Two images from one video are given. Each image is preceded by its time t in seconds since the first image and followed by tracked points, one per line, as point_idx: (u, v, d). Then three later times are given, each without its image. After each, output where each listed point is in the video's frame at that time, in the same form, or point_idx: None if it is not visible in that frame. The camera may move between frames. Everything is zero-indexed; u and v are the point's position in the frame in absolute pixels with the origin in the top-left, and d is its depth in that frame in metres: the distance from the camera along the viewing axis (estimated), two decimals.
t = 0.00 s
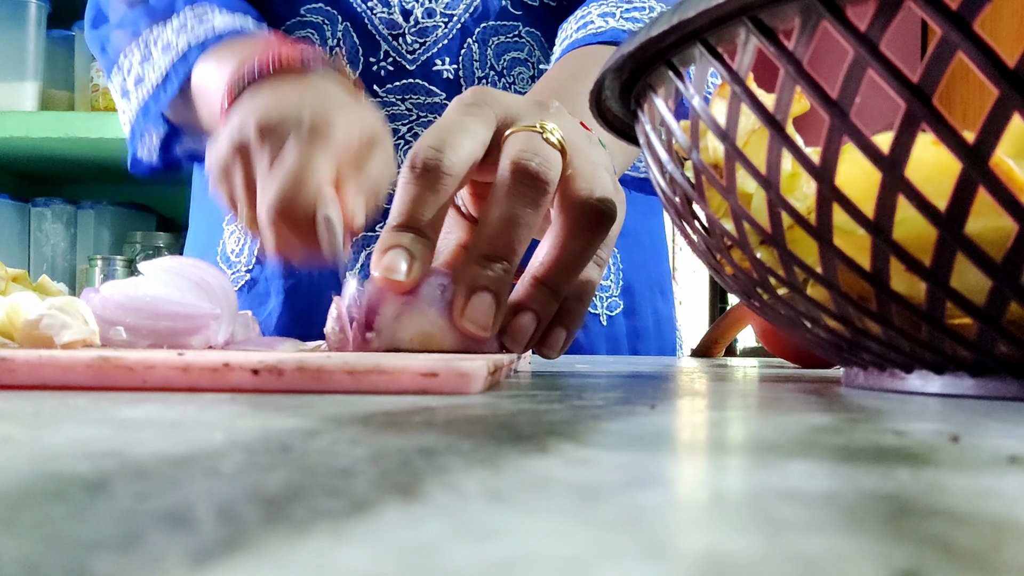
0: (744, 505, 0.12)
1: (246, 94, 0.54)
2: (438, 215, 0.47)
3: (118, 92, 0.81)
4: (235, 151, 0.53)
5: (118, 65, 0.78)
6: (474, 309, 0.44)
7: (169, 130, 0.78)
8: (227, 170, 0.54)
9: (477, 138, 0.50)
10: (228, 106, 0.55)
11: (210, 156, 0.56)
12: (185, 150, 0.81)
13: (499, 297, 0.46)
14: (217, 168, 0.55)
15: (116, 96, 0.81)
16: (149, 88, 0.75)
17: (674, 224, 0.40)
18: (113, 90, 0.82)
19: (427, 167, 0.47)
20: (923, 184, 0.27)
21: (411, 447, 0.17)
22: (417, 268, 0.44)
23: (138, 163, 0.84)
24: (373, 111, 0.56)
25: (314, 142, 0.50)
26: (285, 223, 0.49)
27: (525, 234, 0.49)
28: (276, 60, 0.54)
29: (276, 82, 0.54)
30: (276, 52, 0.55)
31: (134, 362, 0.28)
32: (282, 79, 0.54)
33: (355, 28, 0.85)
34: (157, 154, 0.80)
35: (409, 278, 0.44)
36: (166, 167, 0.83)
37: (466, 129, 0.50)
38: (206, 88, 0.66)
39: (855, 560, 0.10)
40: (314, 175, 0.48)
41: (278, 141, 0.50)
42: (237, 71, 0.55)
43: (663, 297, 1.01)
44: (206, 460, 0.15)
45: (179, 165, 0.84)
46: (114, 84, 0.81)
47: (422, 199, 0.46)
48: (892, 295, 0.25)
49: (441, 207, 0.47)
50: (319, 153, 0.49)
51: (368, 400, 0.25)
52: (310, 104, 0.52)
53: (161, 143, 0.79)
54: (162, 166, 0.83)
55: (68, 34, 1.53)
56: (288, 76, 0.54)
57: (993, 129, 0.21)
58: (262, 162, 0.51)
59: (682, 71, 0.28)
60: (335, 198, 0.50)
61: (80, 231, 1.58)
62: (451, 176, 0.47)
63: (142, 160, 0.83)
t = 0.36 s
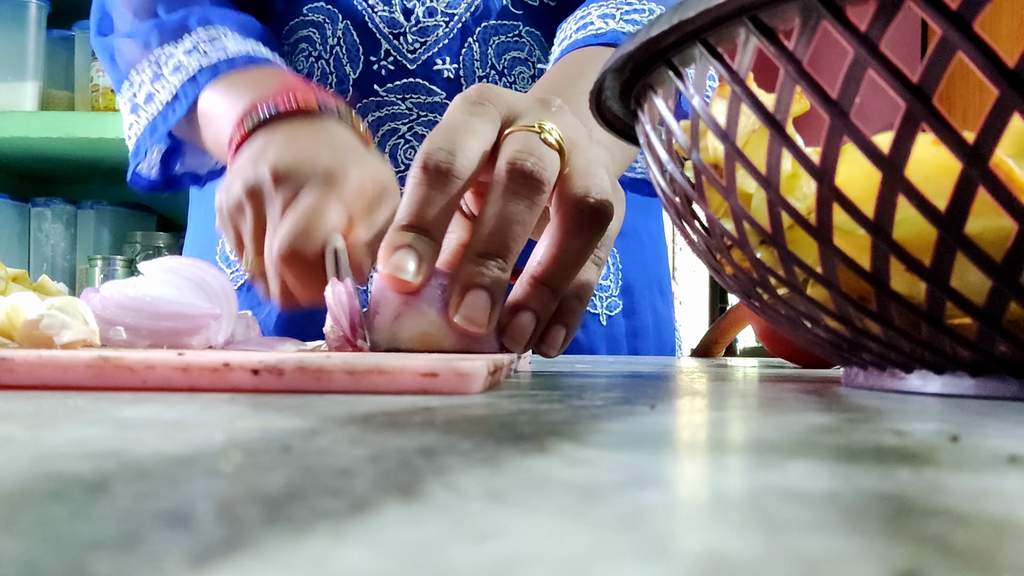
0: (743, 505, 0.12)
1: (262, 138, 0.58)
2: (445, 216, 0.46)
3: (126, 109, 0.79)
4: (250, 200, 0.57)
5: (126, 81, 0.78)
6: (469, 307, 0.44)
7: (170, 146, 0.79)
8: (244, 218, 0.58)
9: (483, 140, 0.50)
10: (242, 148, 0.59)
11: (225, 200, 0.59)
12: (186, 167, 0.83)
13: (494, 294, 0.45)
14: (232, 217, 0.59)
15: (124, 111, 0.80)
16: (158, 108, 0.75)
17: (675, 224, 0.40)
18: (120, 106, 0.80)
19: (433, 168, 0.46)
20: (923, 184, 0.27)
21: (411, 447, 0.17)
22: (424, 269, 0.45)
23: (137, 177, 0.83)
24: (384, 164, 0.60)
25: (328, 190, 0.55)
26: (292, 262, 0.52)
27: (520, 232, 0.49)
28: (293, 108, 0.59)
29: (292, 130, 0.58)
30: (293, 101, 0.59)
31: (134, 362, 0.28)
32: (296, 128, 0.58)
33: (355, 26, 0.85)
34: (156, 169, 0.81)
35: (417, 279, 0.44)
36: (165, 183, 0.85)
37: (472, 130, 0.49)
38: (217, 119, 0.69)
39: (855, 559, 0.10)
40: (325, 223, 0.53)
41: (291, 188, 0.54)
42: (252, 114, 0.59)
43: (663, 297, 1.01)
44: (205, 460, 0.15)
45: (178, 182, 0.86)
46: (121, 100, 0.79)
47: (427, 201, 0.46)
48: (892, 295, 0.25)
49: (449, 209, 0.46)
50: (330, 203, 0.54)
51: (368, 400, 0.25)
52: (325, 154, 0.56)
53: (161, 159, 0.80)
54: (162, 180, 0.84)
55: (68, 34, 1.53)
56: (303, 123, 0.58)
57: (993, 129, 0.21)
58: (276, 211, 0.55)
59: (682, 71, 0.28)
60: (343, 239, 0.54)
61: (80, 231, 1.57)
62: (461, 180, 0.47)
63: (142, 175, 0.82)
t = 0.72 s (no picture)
0: (743, 504, 0.12)
1: (281, 145, 0.61)
2: (453, 216, 0.47)
3: (134, 111, 0.77)
4: (263, 206, 0.59)
5: (136, 83, 0.76)
6: (469, 308, 0.44)
7: (177, 149, 0.81)
8: (257, 223, 0.61)
9: (489, 139, 0.50)
10: (259, 152, 0.62)
11: (236, 204, 0.62)
12: (191, 172, 0.84)
13: (493, 293, 0.45)
14: (246, 219, 0.62)
15: (133, 113, 0.77)
16: (169, 109, 0.73)
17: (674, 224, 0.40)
18: (129, 109, 0.78)
19: (443, 168, 0.47)
20: (923, 184, 0.27)
21: (411, 447, 0.17)
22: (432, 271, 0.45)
23: (143, 182, 0.84)
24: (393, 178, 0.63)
25: (343, 203, 0.57)
26: (302, 269, 0.54)
27: (519, 232, 0.49)
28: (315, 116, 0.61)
29: (309, 142, 0.61)
30: (314, 112, 0.61)
31: (134, 362, 0.28)
32: (314, 141, 0.61)
33: (355, 25, 0.85)
34: (161, 172, 0.83)
35: (427, 279, 0.44)
36: (171, 188, 0.85)
37: (478, 130, 0.50)
38: (227, 124, 0.69)
39: (854, 559, 0.10)
40: (337, 229, 0.55)
41: (310, 199, 0.58)
42: (271, 119, 0.61)
43: (664, 298, 1.01)
44: (206, 460, 0.15)
45: (184, 189, 0.86)
46: (131, 101, 0.77)
47: (435, 199, 0.47)
48: (892, 295, 0.25)
49: (457, 210, 0.47)
50: (345, 212, 0.56)
51: (368, 401, 0.25)
52: (341, 171, 0.59)
53: (167, 162, 0.82)
54: (167, 186, 0.85)
55: (68, 34, 1.53)
56: (323, 135, 0.62)
57: (993, 129, 0.21)
58: (291, 217, 0.58)
59: (682, 71, 0.28)
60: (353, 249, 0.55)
61: (80, 231, 1.57)
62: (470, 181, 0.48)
63: (147, 178, 0.84)
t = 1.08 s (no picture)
0: (744, 505, 0.12)
1: (290, 141, 0.60)
2: (464, 214, 0.48)
3: (137, 106, 0.78)
4: (274, 202, 0.59)
5: (136, 78, 0.77)
6: (467, 307, 0.44)
7: (178, 146, 0.83)
8: (264, 219, 0.61)
9: (496, 136, 0.51)
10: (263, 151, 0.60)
11: (244, 200, 0.62)
12: (192, 168, 0.87)
13: (493, 293, 0.45)
14: (250, 217, 0.62)
15: (134, 109, 0.78)
16: (170, 104, 0.74)
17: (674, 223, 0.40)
18: (130, 103, 0.79)
19: (456, 167, 0.48)
20: (923, 184, 0.27)
21: (411, 447, 0.17)
22: (449, 272, 0.46)
23: (145, 177, 0.87)
24: (401, 178, 0.63)
25: (352, 201, 0.57)
26: (313, 266, 0.54)
27: (518, 230, 0.48)
28: (324, 111, 0.60)
29: (320, 135, 0.60)
30: (325, 104, 0.61)
31: (134, 362, 0.28)
32: (314, 134, 0.60)
33: (357, 25, 0.85)
34: (163, 168, 0.85)
35: (443, 280, 0.45)
36: (172, 184, 0.88)
37: (486, 129, 0.50)
38: (229, 117, 0.70)
39: (854, 559, 0.10)
40: (348, 225, 0.55)
41: (319, 199, 0.57)
42: (280, 112, 0.60)
43: (665, 298, 1.01)
44: (206, 460, 0.15)
45: (185, 185, 0.89)
46: (132, 97, 0.78)
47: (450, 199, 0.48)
48: (892, 295, 0.25)
49: (467, 207, 0.48)
50: (353, 210, 0.56)
51: (369, 400, 0.25)
52: (351, 167, 0.59)
53: (170, 159, 0.85)
54: (169, 182, 0.87)
55: (68, 34, 1.53)
56: (315, 132, 0.61)
57: (993, 129, 0.21)
58: (300, 217, 0.58)
59: (682, 70, 0.28)
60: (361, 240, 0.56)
61: (80, 231, 1.57)
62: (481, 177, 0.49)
63: (149, 173, 0.86)
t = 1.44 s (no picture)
0: (743, 504, 0.12)
1: (273, 147, 0.58)
2: (469, 215, 0.49)
3: (127, 109, 0.78)
4: (263, 211, 0.56)
5: (127, 81, 0.76)
6: (468, 307, 0.43)
7: (170, 146, 0.80)
8: (257, 228, 0.58)
9: (498, 137, 0.51)
10: (253, 154, 0.58)
11: (236, 207, 0.59)
12: (184, 167, 0.84)
13: (493, 293, 0.45)
14: (246, 223, 0.59)
15: (125, 110, 0.78)
16: (159, 108, 0.74)
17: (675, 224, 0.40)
18: (121, 106, 0.79)
19: (459, 169, 0.48)
20: (923, 184, 0.27)
21: (411, 447, 0.17)
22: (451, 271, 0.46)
23: (135, 178, 0.84)
24: (390, 176, 0.60)
25: (342, 204, 0.54)
26: (307, 271, 0.52)
27: (519, 231, 0.48)
28: (306, 117, 0.58)
29: (304, 142, 0.57)
30: (305, 109, 0.58)
31: (134, 362, 0.28)
32: (309, 142, 0.57)
33: (355, 28, 0.85)
34: (155, 168, 0.82)
35: (446, 280, 0.45)
36: (164, 184, 0.86)
37: (487, 129, 0.50)
38: (217, 121, 0.69)
39: (854, 559, 0.10)
40: (339, 230, 0.52)
41: (308, 200, 0.54)
42: (263, 119, 0.58)
43: (664, 299, 1.01)
44: (206, 460, 0.15)
45: (175, 184, 0.87)
46: (123, 99, 0.78)
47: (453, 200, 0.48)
48: (892, 295, 0.25)
49: (470, 208, 0.49)
50: (345, 214, 0.53)
51: (369, 400, 0.25)
52: (339, 169, 0.56)
53: (160, 159, 0.81)
54: (160, 182, 0.85)
55: (68, 34, 1.53)
56: (314, 139, 0.58)
57: (993, 129, 0.21)
58: (292, 220, 0.55)
59: (682, 70, 0.28)
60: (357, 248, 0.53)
61: (80, 231, 1.57)
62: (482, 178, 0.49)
63: (140, 175, 0.83)
